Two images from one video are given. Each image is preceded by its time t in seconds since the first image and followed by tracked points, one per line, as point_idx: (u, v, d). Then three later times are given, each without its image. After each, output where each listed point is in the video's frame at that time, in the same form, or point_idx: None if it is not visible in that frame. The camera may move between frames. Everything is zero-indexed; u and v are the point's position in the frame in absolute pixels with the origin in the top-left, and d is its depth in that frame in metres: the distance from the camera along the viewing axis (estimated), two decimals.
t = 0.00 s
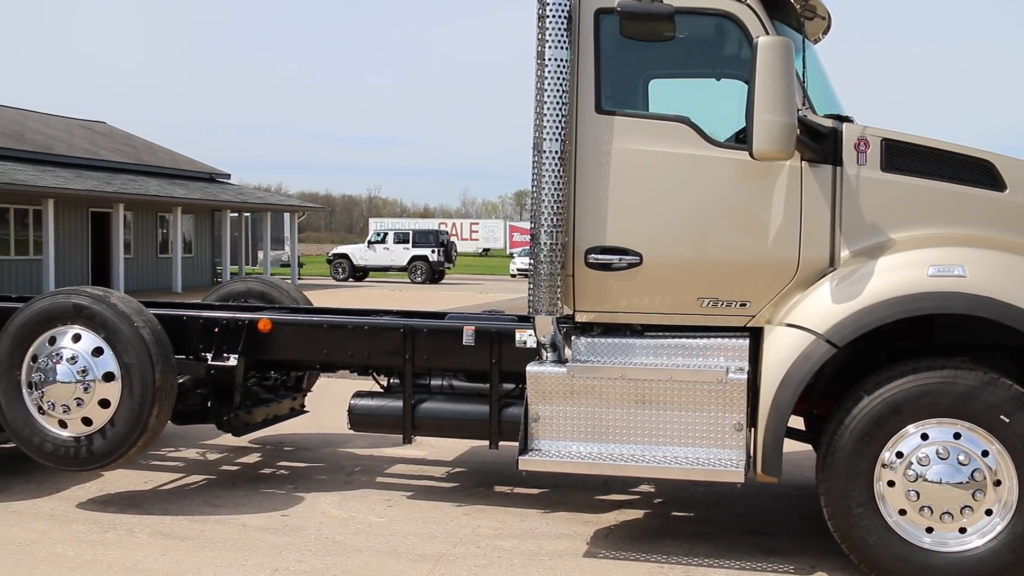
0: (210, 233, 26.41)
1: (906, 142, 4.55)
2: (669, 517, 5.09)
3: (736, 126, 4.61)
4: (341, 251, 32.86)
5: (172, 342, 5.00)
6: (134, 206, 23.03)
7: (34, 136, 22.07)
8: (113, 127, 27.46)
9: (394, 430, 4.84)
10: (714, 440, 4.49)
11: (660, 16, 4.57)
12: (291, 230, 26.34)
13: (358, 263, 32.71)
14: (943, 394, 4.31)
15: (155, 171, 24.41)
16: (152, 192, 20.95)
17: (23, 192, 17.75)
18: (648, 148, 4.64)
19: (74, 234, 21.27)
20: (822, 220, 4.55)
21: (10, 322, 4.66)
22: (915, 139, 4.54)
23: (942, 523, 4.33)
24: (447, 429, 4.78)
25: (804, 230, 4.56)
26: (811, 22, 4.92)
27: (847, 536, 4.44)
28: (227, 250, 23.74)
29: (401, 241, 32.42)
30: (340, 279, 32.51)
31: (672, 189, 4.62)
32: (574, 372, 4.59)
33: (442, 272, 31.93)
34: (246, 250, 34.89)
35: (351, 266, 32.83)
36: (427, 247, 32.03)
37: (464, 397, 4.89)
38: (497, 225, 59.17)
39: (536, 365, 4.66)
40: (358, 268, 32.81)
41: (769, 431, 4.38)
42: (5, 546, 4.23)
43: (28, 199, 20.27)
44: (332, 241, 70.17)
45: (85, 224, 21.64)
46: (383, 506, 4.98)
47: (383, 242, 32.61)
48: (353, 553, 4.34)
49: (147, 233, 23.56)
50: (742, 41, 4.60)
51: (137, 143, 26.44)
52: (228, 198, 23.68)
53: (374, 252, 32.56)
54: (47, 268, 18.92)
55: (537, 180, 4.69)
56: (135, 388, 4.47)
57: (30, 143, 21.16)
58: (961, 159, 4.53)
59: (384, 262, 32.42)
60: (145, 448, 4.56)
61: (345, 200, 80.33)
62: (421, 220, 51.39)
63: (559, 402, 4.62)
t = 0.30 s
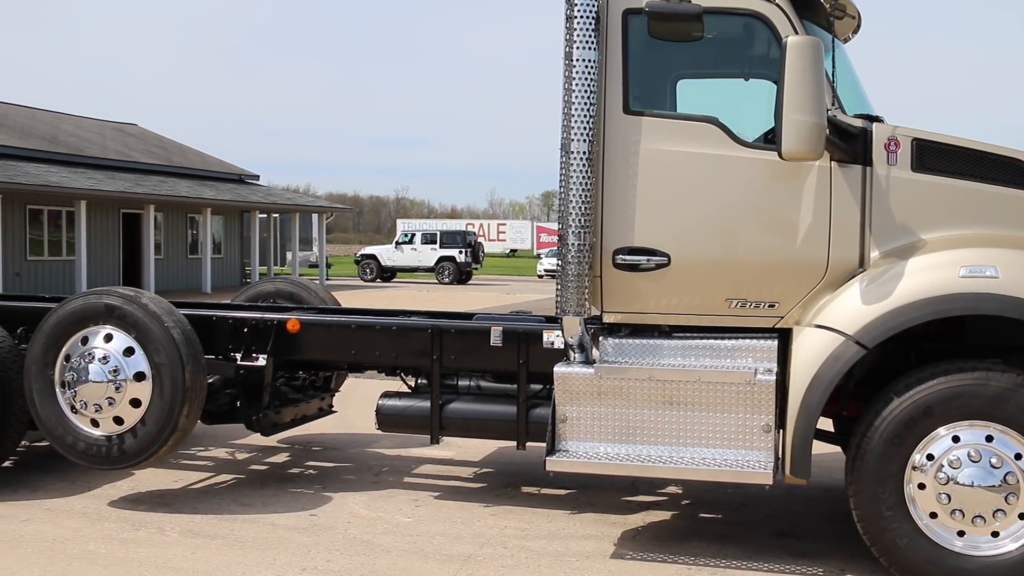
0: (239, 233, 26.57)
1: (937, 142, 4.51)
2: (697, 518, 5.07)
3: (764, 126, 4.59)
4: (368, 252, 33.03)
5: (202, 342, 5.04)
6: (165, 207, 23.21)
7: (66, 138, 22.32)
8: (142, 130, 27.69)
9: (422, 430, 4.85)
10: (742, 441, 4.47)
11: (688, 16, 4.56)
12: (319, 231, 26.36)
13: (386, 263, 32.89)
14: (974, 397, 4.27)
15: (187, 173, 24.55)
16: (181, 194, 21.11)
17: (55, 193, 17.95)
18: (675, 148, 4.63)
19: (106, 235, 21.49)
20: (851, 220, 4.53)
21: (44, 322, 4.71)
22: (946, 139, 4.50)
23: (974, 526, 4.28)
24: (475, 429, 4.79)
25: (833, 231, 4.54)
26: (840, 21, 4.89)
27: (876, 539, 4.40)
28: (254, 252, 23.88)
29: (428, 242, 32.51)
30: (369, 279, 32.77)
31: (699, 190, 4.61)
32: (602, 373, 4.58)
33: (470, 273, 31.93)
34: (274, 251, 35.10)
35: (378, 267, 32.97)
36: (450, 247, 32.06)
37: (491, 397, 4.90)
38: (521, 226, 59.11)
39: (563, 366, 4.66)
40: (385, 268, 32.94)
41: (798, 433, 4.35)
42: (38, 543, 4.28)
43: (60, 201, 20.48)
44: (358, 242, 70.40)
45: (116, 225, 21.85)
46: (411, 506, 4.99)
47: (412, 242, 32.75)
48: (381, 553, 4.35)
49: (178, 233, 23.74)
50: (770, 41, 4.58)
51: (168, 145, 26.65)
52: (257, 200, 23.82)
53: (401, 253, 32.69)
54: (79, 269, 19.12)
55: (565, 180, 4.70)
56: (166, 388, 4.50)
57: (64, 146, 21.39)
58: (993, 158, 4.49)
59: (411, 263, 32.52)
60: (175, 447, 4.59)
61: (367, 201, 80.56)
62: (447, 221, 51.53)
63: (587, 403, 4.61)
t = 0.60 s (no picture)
0: (265, 233, 26.71)
1: (966, 142, 4.48)
2: (723, 520, 5.06)
3: (791, 127, 4.57)
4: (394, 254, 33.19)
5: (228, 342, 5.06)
6: (193, 208, 23.37)
7: (96, 140, 22.53)
8: (169, 131, 27.89)
9: (448, 431, 4.87)
10: (769, 443, 4.45)
11: (714, 16, 4.55)
12: (347, 230, 26.30)
13: (411, 263, 32.88)
14: (1004, 399, 4.23)
15: (217, 174, 24.66)
16: (207, 194, 21.24)
17: (85, 195, 18.13)
18: (701, 149, 4.62)
19: (134, 236, 21.68)
20: (879, 221, 4.50)
21: (74, 322, 4.76)
22: (975, 139, 4.46)
23: (1004, 530, 4.23)
24: (500, 430, 4.80)
25: (860, 232, 4.51)
26: (868, 21, 4.86)
27: (904, 542, 4.37)
28: (280, 252, 23.98)
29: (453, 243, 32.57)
30: (395, 279, 32.91)
31: (725, 190, 4.59)
32: (627, 374, 4.58)
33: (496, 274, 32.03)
34: (301, 251, 35.29)
35: (404, 268, 33.08)
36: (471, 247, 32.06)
37: (516, 398, 4.92)
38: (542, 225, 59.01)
39: (588, 367, 4.66)
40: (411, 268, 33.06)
41: (824, 434, 4.33)
42: (69, 541, 4.31)
43: (89, 203, 20.67)
44: (381, 242, 70.51)
45: (145, 226, 22.02)
46: (436, 506, 5.00)
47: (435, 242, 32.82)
48: (406, 553, 4.36)
49: (205, 234, 23.89)
50: (797, 41, 4.56)
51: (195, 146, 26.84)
52: (283, 201, 23.96)
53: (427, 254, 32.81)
54: (108, 270, 19.30)
55: (591, 181, 4.71)
56: (193, 388, 4.53)
57: (93, 147, 21.61)
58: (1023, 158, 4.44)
59: (437, 264, 32.64)
60: (202, 447, 4.62)
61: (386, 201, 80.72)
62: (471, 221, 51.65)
63: (612, 404, 4.61)
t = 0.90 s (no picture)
0: (291, 234, 26.84)
1: (995, 142, 4.44)
2: (748, 522, 5.04)
3: (817, 127, 4.55)
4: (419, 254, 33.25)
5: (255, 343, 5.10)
6: (220, 209, 23.53)
7: (126, 142, 22.73)
8: (196, 133, 28.09)
9: (473, 431, 4.89)
10: (794, 445, 4.42)
11: (740, 17, 4.53)
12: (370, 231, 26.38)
13: (437, 264, 32.98)
14: None
15: (242, 176, 24.82)
16: (233, 196, 21.38)
17: (113, 196, 18.31)
18: (726, 149, 4.61)
19: (161, 237, 21.87)
20: (906, 222, 4.46)
21: (102, 322, 4.81)
22: (1004, 139, 4.42)
23: None
24: (525, 430, 4.81)
25: (887, 232, 4.48)
26: (896, 20, 4.82)
27: (932, 545, 4.32)
28: (304, 253, 24.09)
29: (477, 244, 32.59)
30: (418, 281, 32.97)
31: (749, 191, 4.58)
32: (652, 375, 4.57)
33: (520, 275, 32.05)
34: (326, 252, 35.43)
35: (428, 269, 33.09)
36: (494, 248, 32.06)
37: (541, 399, 4.93)
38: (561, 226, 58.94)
39: (613, 368, 4.65)
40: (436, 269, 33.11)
41: (850, 436, 4.30)
42: (98, 539, 4.35)
43: (117, 205, 20.87)
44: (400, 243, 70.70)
45: (172, 228, 22.18)
46: (461, 507, 5.01)
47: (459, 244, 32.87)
48: (430, 553, 4.37)
49: (231, 235, 24.03)
50: (824, 41, 4.54)
51: (222, 148, 27.02)
52: (309, 202, 24.07)
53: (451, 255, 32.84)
54: (135, 271, 19.49)
55: (616, 182, 4.71)
56: (219, 388, 4.56)
57: (123, 149, 21.83)
58: None
59: (461, 265, 32.64)
60: (228, 447, 4.64)
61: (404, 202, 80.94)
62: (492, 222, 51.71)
63: (637, 406, 4.60)
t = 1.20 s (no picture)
0: (317, 235, 26.92)
1: None
2: (773, 524, 5.02)
3: (843, 127, 4.52)
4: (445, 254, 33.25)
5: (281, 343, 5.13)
6: (246, 210, 23.66)
7: (153, 144, 22.91)
8: (222, 135, 28.26)
9: (498, 432, 4.90)
10: (820, 447, 4.40)
11: (766, 17, 4.51)
12: (394, 232, 26.43)
13: (461, 266, 32.92)
14: None
15: (269, 177, 24.94)
16: (261, 198, 21.49)
17: (141, 198, 18.47)
18: (751, 150, 4.59)
19: (188, 237, 22.03)
20: (934, 222, 4.43)
21: (130, 323, 4.85)
22: None
23: None
24: (550, 431, 4.82)
25: (915, 233, 4.45)
26: (923, 19, 4.79)
27: (961, 548, 4.28)
28: (329, 254, 24.17)
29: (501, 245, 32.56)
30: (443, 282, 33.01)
31: (775, 191, 4.56)
32: (677, 376, 4.56)
33: (544, 276, 32.02)
34: (352, 253, 35.53)
35: (453, 269, 33.09)
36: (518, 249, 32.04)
37: (565, 400, 4.93)
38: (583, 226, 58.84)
39: (638, 369, 4.65)
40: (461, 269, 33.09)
41: (877, 438, 4.27)
42: (126, 538, 4.39)
43: (146, 206, 21.05)
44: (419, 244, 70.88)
45: (198, 229, 22.33)
46: (485, 508, 5.02)
47: (483, 245, 32.87)
48: (455, 553, 4.38)
49: (256, 236, 24.16)
50: (850, 41, 4.51)
51: (250, 150, 27.17)
52: (334, 203, 24.15)
53: (475, 255, 32.79)
54: (162, 271, 19.64)
55: (640, 182, 4.71)
56: (246, 388, 4.58)
57: (152, 151, 22.02)
58: None
59: (485, 266, 32.62)
60: (254, 447, 4.67)
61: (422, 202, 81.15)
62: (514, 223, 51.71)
63: (662, 407, 4.59)
